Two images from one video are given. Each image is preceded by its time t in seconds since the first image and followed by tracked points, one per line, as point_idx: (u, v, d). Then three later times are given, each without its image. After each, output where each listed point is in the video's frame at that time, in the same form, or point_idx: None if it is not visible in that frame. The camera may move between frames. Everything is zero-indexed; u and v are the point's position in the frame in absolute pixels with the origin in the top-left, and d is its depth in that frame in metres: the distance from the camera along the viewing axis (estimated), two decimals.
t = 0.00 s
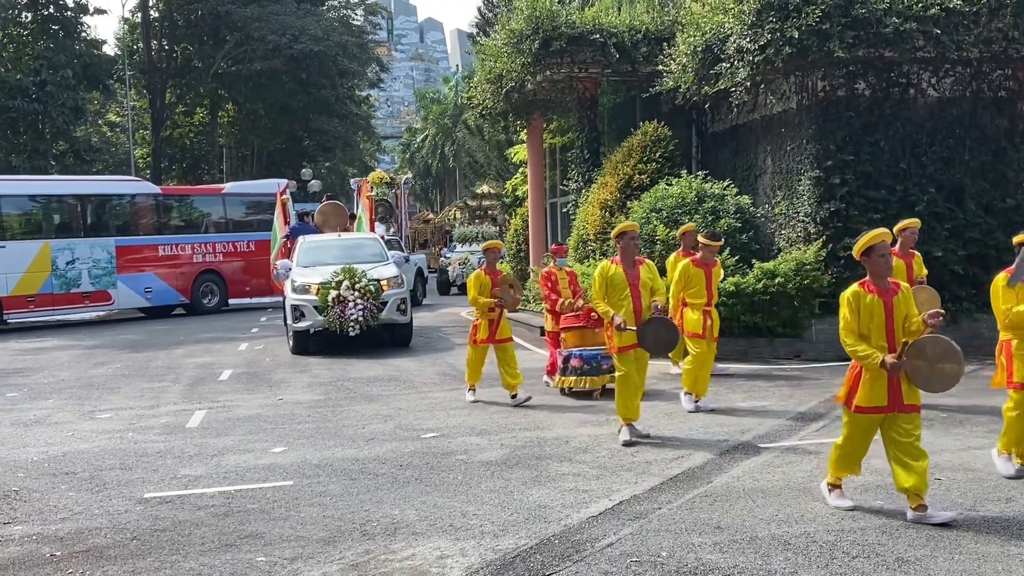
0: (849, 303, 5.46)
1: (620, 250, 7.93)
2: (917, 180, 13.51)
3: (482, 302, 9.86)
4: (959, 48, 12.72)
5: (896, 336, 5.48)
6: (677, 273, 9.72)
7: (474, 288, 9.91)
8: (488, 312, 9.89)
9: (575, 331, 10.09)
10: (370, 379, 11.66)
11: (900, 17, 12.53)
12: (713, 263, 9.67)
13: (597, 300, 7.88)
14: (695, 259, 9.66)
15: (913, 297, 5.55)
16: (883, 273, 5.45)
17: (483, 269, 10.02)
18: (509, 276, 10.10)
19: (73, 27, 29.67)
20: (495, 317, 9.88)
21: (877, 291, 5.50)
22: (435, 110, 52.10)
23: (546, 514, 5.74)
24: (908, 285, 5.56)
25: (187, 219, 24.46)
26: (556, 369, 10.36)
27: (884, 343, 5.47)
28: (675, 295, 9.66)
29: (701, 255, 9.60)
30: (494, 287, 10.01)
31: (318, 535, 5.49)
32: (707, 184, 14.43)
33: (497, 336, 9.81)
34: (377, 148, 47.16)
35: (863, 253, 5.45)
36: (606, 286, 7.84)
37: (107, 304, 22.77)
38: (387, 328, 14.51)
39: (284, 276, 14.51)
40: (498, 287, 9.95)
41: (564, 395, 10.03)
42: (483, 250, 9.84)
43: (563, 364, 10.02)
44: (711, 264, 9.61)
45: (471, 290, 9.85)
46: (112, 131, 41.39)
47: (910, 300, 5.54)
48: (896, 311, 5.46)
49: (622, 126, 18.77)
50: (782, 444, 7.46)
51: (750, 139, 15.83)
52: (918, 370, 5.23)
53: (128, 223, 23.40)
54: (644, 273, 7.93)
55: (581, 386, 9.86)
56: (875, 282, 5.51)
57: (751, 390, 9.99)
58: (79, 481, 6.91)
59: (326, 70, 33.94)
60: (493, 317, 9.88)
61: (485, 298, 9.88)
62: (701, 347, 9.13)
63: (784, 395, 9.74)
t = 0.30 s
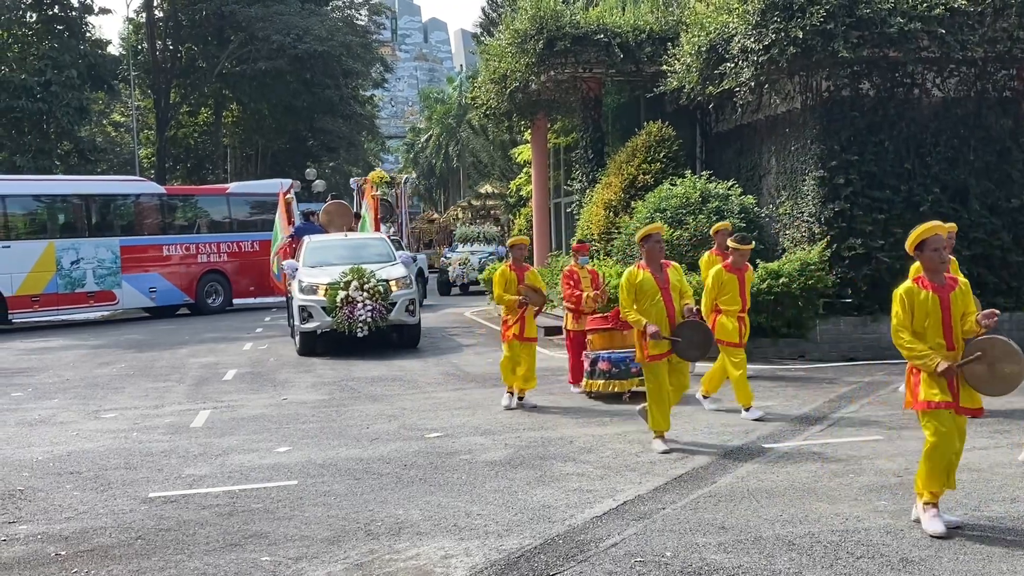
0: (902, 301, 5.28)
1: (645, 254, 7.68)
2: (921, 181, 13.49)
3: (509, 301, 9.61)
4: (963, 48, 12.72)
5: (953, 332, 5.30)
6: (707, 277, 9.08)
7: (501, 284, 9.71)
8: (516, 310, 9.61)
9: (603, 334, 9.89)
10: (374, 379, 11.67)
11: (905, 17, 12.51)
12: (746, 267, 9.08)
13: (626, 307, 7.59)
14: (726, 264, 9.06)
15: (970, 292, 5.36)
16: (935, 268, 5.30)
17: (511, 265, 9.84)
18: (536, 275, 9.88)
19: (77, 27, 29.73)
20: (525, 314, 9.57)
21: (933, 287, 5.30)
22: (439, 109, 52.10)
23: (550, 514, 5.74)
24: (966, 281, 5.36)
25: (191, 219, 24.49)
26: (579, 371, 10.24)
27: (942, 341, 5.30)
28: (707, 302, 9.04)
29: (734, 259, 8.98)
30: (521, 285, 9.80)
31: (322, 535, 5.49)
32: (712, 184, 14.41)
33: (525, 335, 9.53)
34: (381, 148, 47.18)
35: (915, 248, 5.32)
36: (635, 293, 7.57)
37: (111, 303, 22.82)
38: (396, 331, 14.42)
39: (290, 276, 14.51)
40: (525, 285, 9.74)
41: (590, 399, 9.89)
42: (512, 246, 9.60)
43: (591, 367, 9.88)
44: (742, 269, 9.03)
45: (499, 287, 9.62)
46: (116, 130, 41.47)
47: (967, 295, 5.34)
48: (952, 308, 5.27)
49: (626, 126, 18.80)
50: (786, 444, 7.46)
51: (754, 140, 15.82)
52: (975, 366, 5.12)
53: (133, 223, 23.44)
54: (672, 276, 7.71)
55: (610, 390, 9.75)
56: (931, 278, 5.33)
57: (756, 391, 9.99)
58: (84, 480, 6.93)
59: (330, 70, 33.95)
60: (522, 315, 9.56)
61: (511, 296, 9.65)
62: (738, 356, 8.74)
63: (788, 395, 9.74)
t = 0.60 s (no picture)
0: (959, 312, 4.93)
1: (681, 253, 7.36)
2: (925, 181, 13.46)
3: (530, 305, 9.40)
4: (968, 47, 12.70)
5: (1016, 342, 4.96)
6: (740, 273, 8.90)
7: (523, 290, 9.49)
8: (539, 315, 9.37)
9: (629, 336, 9.65)
10: (378, 379, 11.67)
11: (909, 16, 12.50)
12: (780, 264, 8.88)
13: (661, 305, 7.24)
14: (760, 260, 8.88)
15: None
16: (992, 275, 4.94)
17: (531, 271, 9.62)
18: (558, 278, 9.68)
19: (82, 27, 29.79)
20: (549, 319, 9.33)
21: (991, 297, 4.94)
22: (443, 109, 52.15)
23: (553, 514, 5.74)
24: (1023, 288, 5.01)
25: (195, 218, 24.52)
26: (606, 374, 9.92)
27: (1005, 352, 4.94)
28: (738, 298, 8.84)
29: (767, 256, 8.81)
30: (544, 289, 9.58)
31: (327, 534, 5.50)
32: (715, 184, 14.39)
33: (550, 340, 9.29)
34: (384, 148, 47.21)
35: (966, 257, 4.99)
36: (671, 292, 7.24)
37: (116, 303, 22.86)
38: (402, 331, 14.38)
39: (295, 277, 14.51)
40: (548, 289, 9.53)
41: (619, 402, 9.60)
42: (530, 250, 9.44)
43: (617, 370, 9.62)
44: (778, 266, 8.83)
45: (520, 293, 9.40)
46: (120, 130, 41.57)
47: None
48: (1013, 316, 4.93)
49: (630, 125, 18.77)
50: (788, 444, 7.46)
51: (758, 139, 15.80)
52: None
53: (137, 223, 23.48)
54: (707, 277, 7.40)
55: (636, 393, 9.44)
56: (987, 288, 4.97)
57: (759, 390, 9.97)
58: (88, 480, 6.95)
59: (334, 70, 33.97)
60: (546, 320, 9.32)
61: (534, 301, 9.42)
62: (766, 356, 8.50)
63: (792, 394, 9.71)
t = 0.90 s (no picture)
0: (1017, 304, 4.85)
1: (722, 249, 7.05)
2: (929, 180, 13.43)
3: (555, 305, 8.86)
4: (971, 46, 12.68)
5: None
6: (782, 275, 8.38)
7: (546, 289, 8.97)
8: (562, 314, 8.90)
9: (656, 339, 9.36)
10: (381, 379, 11.66)
11: (912, 16, 12.51)
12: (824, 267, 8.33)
13: (697, 303, 7.01)
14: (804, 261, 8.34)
15: None
16: None
17: (553, 267, 9.08)
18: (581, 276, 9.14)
19: (85, 27, 29.82)
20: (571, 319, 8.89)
21: None
22: (446, 109, 52.17)
23: (556, 514, 5.73)
24: None
25: (198, 218, 24.54)
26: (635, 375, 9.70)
27: None
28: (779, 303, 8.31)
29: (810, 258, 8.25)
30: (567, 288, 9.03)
31: (330, 534, 5.50)
32: (718, 183, 14.37)
33: (577, 340, 8.83)
34: (388, 148, 47.23)
35: None
36: (708, 288, 6.97)
37: (119, 303, 22.90)
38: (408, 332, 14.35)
39: (300, 277, 14.55)
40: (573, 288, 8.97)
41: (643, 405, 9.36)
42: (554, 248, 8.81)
43: (643, 373, 9.32)
44: (822, 269, 8.28)
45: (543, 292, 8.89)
46: (124, 130, 41.62)
47: None
48: None
49: (633, 125, 18.75)
50: (790, 444, 7.44)
51: (761, 139, 15.78)
52: None
53: (140, 222, 23.50)
54: (749, 274, 7.05)
55: (663, 398, 9.16)
56: None
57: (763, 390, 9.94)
58: (92, 479, 6.96)
59: (337, 70, 33.99)
60: (569, 320, 8.88)
61: (557, 299, 8.90)
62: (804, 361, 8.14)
63: (796, 395, 9.68)
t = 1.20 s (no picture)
0: None
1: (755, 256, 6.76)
2: (932, 179, 13.42)
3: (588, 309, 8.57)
4: (975, 45, 12.66)
5: None
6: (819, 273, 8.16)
7: (579, 291, 8.61)
8: (593, 318, 8.59)
9: (688, 340, 9.01)
10: (384, 379, 11.65)
11: (916, 15, 12.49)
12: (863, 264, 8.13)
13: (732, 312, 6.72)
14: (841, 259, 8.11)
15: None
16: None
17: (587, 268, 8.75)
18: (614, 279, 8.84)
19: (89, 28, 29.85)
20: (603, 323, 8.55)
21: None
22: (449, 109, 52.18)
23: (560, 514, 5.73)
24: None
25: (202, 218, 24.56)
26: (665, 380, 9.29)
27: None
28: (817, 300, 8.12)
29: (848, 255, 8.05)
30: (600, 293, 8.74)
31: (333, 534, 5.50)
32: (722, 183, 14.35)
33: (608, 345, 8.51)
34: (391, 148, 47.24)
35: None
36: (743, 298, 6.68)
37: (123, 303, 22.93)
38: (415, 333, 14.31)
39: (305, 277, 14.56)
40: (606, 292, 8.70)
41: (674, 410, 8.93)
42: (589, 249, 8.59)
43: (676, 377, 8.90)
44: (860, 266, 8.03)
45: (576, 294, 8.56)
46: (127, 130, 41.69)
47: None
48: None
49: (637, 124, 18.76)
50: (795, 443, 7.44)
51: (765, 138, 15.76)
52: None
53: (144, 223, 23.54)
54: (785, 281, 6.77)
55: (698, 402, 8.75)
56: None
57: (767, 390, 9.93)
58: (96, 479, 6.96)
59: (341, 69, 34.01)
60: (600, 324, 8.55)
61: (589, 303, 8.60)
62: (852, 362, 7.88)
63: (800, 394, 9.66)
